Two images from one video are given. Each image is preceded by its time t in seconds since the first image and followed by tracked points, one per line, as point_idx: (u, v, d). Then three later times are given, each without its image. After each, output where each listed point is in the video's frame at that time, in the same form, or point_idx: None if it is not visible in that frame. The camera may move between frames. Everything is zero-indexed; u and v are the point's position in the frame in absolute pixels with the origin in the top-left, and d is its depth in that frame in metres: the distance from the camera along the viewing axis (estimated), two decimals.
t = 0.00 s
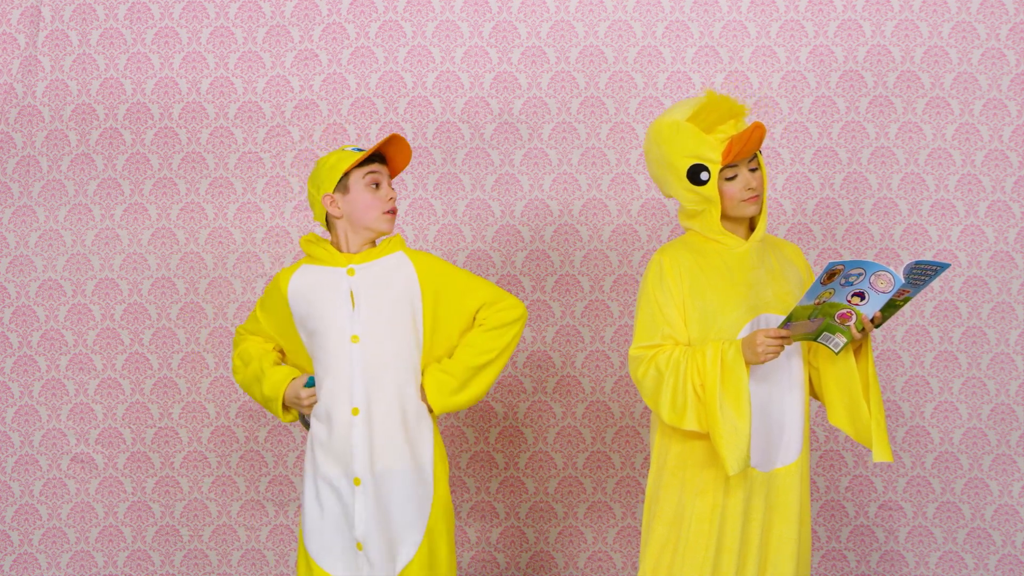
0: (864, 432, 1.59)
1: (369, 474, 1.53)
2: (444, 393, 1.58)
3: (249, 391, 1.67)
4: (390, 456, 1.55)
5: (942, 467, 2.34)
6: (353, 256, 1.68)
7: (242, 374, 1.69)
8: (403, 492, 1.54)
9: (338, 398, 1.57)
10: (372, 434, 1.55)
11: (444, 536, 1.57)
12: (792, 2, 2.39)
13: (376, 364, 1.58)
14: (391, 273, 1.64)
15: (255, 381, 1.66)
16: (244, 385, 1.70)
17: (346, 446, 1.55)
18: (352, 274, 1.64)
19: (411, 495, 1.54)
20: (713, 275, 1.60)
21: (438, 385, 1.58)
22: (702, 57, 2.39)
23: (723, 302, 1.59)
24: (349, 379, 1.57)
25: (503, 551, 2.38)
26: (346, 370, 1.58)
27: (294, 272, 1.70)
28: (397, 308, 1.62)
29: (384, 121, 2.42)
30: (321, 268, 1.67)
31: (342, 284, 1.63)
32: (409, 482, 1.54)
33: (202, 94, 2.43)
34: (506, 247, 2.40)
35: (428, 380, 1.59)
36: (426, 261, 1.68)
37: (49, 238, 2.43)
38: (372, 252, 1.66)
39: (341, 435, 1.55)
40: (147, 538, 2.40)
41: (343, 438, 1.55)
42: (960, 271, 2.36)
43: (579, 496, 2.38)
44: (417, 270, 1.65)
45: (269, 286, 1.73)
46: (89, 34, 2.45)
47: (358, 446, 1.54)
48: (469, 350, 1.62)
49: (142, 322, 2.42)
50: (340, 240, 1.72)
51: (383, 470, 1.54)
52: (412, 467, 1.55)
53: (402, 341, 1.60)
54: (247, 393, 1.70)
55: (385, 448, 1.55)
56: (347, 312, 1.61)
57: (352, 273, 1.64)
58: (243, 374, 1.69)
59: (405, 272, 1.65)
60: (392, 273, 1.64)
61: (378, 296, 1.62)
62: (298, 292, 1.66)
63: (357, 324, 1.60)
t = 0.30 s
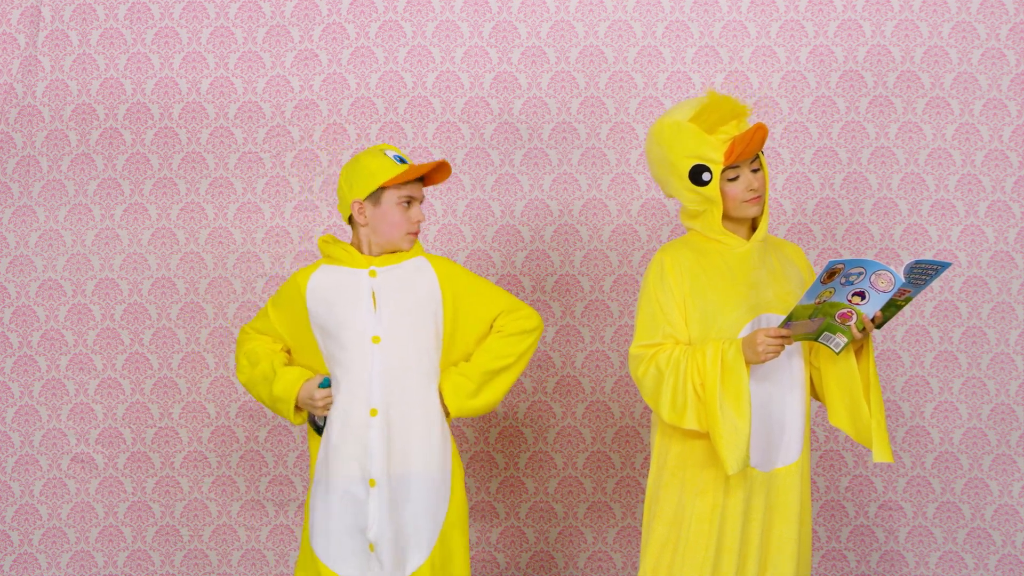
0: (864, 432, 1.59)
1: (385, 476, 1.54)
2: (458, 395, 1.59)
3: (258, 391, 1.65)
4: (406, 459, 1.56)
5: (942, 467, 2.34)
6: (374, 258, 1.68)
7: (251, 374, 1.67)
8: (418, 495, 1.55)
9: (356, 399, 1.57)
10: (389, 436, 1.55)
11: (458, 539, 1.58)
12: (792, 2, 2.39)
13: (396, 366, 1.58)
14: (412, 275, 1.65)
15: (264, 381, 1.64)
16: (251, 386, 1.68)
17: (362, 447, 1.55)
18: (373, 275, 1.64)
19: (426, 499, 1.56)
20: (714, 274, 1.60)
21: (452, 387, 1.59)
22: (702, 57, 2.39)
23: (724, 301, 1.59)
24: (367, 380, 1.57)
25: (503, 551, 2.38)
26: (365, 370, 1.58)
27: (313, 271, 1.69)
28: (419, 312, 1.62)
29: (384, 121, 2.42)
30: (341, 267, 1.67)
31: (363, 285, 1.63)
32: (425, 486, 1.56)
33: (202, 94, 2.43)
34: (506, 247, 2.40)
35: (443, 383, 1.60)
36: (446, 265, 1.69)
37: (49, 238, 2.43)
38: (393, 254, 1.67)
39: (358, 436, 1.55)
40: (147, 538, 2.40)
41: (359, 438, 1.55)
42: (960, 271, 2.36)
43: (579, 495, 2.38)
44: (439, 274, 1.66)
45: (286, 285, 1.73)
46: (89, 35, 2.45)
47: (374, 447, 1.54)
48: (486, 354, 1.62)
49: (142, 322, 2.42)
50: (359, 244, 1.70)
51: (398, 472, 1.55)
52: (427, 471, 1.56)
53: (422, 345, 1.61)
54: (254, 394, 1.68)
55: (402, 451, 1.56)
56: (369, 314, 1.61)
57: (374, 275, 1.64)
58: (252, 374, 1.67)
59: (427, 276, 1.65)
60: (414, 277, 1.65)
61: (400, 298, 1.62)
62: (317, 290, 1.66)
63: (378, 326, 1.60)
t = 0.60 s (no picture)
0: (864, 432, 1.59)
1: (392, 479, 1.54)
2: (464, 399, 1.59)
3: (267, 388, 1.65)
4: (413, 461, 1.56)
5: (942, 467, 2.34)
6: (380, 258, 1.68)
7: (260, 370, 1.68)
8: (425, 498, 1.55)
9: (362, 401, 1.57)
10: (395, 439, 1.55)
11: (465, 542, 1.57)
12: (792, 2, 2.39)
13: (402, 368, 1.58)
14: (418, 275, 1.65)
15: (274, 378, 1.64)
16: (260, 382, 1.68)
17: (369, 449, 1.55)
18: (378, 275, 1.64)
19: (434, 500, 1.55)
20: (714, 274, 1.61)
21: (458, 392, 1.59)
22: (702, 57, 2.39)
23: (725, 300, 1.59)
24: (373, 382, 1.57)
25: (503, 551, 2.38)
26: (371, 372, 1.58)
27: (317, 271, 1.69)
28: (424, 313, 1.62)
29: (384, 121, 2.42)
30: (346, 266, 1.67)
31: (368, 285, 1.63)
32: (432, 489, 1.55)
33: (202, 94, 2.43)
34: (506, 247, 2.40)
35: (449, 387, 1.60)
36: (451, 264, 1.68)
37: (49, 238, 2.43)
38: (400, 252, 1.66)
39: (364, 438, 1.56)
40: (147, 538, 2.40)
41: (366, 441, 1.55)
42: (960, 271, 2.36)
43: (579, 495, 2.38)
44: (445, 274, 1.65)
45: (291, 284, 1.73)
46: (89, 35, 2.45)
47: (381, 450, 1.54)
48: (493, 358, 1.61)
49: (142, 322, 2.42)
50: (368, 240, 1.71)
51: (406, 475, 1.55)
52: (434, 473, 1.56)
53: (427, 346, 1.60)
54: (263, 389, 1.68)
55: (409, 453, 1.56)
56: (375, 314, 1.61)
57: (378, 275, 1.64)
58: (261, 371, 1.67)
59: (434, 276, 1.65)
60: (420, 277, 1.64)
61: (405, 299, 1.62)
62: (323, 291, 1.66)
63: (383, 327, 1.60)
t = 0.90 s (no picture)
0: (865, 433, 1.59)
1: (389, 478, 1.54)
2: (463, 402, 1.59)
3: (268, 390, 1.66)
4: (411, 461, 1.56)
5: (942, 467, 2.34)
6: (379, 258, 1.68)
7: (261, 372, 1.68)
8: (422, 499, 1.54)
9: (361, 401, 1.57)
10: (393, 439, 1.55)
11: (463, 542, 1.57)
12: (792, 2, 2.39)
13: (401, 368, 1.58)
14: (418, 275, 1.65)
15: (274, 380, 1.65)
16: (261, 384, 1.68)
17: (366, 449, 1.55)
18: (378, 275, 1.64)
19: (431, 501, 1.55)
20: (716, 274, 1.60)
21: (458, 395, 1.59)
22: (702, 57, 2.39)
23: (727, 301, 1.59)
24: (372, 382, 1.57)
25: (503, 551, 2.38)
26: (369, 372, 1.58)
27: (318, 272, 1.69)
28: (424, 313, 1.62)
29: (384, 121, 2.42)
30: (347, 266, 1.67)
31: (368, 285, 1.63)
32: (429, 489, 1.55)
33: (202, 94, 2.43)
34: (506, 247, 2.40)
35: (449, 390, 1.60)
36: (451, 265, 1.69)
37: (49, 238, 2.43)
38: (400, 252, 1.66)
39: (363, 438, 1.56)
40: (147, 538, 2.40)
41: (364, 440, 1.56)
42: (960, 271, 2.36)
43: (579, 496, 2.38)
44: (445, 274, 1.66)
45: (292, 285, 1.73)
46: (89, 35, 2.45)
47: (378, 450, 1.54)
48: (493, 360, 1.61)
49: (142, 322, 2.42)
50: (366, 241, 1.71)
51: (403, 475, 1.55)
52: (433, 473, 1.55)
53: (426, 346, 1.60)
54: (264, 391, 1.68)
55: (406, 453, 1.56)
56: (374, 314, 1.61)
57: (377, 275, 1.64)
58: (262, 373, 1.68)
59: (433, 276, 1.65)
60: (420, 277, 1.65)
61: (404, 299, 1.62)
62: (323, 291, 1.66)
63: (383, 327, 1.60)
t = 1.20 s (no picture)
0: (867, 433, 1.59)
1: (388, 478, 1.54)
2: (463, 401, 1.59)
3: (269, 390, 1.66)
4: (410, 461, 1.56)
5: (942, 467, 2.34)
6: (381, 257, 1.68)
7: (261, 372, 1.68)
8: (422, 499, 1.55)
9: (359, 401, 1.57)
10: (393, 439, 1.56)
11: (463, 542, 1.57)
12: (792, 2, 2.39)
13: (400, 367, 1.58)
14: (418, 275, 1.65)
15: (274, 380, 1.65)
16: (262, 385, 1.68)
17: (366, 449, 1.55)
18: (378, 275, 1.64)
19: (431, 501, 1.55)
20: (718, 274, 1.61)
21: (458, 394, 1.60)
22: (702, 57, 2.39)
23: (728, 301, 1.59)
24: (372, 382, 1.57)
25: (503, 551, 2.38)
26: (369, 372, 1.58)
27: (319, 271, 1.69)
28: (423, 313, 1.62)
29: (384, 121, 2.42)
30: (347, 265, 1.67)
31: (368, 285, 1.63)
32: (428, 488, 1.55)
33: (202, 94, 2.43)
34: (506, 247, 2.40)
35: (449, 389, 1.60)
36: (451, 264, 1.69)
37: (49, 238, 2.43)
38: (402, 252, 1.67)
39: (362, 438, 1.56)
40: (147, 538, 2.40)
41: (363, 441, 1.56)
42: (960, 271, 2.36)
43: (579, 496, 2.38)
44: (445, 274, 1.66)
45: (292, 285, 1.73)
46: (89, 35, 2.45)
47: (378, 449, 1.54)
48: (493, 359, 1.61)
49: (142, 322, 2.42)
50: (366, 241, 1.71)
51: (403, 474, 1.55)
52: (432, 473, 1.55)
53: (426, 345, 1.60)
54: (264, 392, 1.68)
55: (406, 453, 1.56)
56: (374, 314, 1.61)
57: (378, 275, 1.64)
58: (262, 373, 1.68)
59: (433, 276, 1.65)
60: (420, 276, 1.65)
61: (404, 300, 1.62)
62: (323, 291, 1.66)
63: (382, 327, 1.60)
